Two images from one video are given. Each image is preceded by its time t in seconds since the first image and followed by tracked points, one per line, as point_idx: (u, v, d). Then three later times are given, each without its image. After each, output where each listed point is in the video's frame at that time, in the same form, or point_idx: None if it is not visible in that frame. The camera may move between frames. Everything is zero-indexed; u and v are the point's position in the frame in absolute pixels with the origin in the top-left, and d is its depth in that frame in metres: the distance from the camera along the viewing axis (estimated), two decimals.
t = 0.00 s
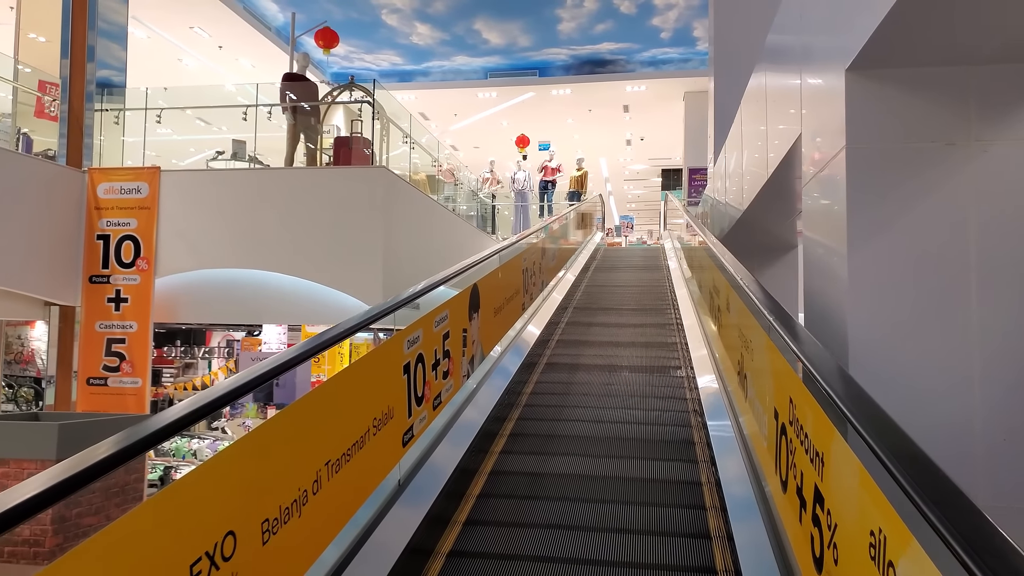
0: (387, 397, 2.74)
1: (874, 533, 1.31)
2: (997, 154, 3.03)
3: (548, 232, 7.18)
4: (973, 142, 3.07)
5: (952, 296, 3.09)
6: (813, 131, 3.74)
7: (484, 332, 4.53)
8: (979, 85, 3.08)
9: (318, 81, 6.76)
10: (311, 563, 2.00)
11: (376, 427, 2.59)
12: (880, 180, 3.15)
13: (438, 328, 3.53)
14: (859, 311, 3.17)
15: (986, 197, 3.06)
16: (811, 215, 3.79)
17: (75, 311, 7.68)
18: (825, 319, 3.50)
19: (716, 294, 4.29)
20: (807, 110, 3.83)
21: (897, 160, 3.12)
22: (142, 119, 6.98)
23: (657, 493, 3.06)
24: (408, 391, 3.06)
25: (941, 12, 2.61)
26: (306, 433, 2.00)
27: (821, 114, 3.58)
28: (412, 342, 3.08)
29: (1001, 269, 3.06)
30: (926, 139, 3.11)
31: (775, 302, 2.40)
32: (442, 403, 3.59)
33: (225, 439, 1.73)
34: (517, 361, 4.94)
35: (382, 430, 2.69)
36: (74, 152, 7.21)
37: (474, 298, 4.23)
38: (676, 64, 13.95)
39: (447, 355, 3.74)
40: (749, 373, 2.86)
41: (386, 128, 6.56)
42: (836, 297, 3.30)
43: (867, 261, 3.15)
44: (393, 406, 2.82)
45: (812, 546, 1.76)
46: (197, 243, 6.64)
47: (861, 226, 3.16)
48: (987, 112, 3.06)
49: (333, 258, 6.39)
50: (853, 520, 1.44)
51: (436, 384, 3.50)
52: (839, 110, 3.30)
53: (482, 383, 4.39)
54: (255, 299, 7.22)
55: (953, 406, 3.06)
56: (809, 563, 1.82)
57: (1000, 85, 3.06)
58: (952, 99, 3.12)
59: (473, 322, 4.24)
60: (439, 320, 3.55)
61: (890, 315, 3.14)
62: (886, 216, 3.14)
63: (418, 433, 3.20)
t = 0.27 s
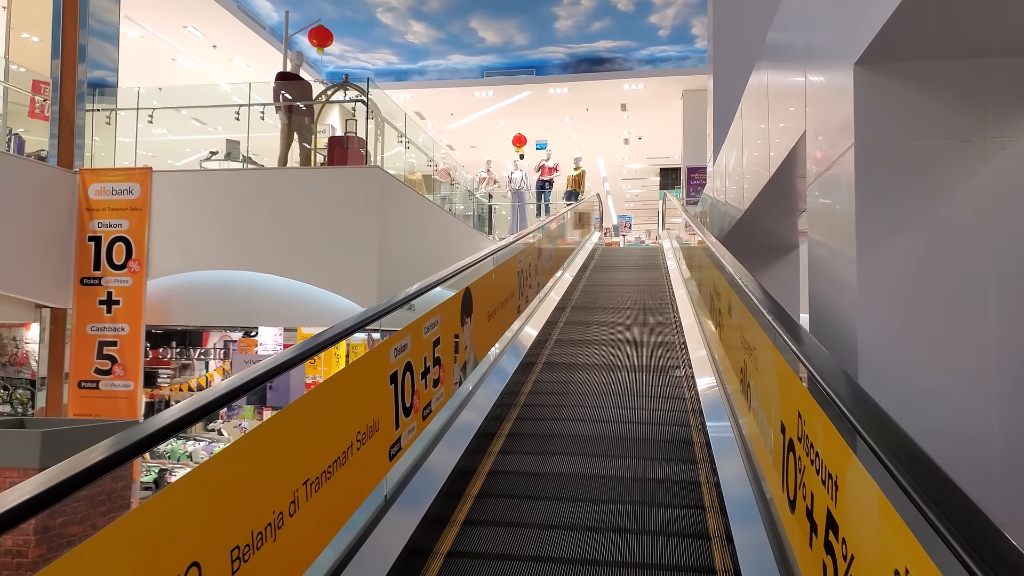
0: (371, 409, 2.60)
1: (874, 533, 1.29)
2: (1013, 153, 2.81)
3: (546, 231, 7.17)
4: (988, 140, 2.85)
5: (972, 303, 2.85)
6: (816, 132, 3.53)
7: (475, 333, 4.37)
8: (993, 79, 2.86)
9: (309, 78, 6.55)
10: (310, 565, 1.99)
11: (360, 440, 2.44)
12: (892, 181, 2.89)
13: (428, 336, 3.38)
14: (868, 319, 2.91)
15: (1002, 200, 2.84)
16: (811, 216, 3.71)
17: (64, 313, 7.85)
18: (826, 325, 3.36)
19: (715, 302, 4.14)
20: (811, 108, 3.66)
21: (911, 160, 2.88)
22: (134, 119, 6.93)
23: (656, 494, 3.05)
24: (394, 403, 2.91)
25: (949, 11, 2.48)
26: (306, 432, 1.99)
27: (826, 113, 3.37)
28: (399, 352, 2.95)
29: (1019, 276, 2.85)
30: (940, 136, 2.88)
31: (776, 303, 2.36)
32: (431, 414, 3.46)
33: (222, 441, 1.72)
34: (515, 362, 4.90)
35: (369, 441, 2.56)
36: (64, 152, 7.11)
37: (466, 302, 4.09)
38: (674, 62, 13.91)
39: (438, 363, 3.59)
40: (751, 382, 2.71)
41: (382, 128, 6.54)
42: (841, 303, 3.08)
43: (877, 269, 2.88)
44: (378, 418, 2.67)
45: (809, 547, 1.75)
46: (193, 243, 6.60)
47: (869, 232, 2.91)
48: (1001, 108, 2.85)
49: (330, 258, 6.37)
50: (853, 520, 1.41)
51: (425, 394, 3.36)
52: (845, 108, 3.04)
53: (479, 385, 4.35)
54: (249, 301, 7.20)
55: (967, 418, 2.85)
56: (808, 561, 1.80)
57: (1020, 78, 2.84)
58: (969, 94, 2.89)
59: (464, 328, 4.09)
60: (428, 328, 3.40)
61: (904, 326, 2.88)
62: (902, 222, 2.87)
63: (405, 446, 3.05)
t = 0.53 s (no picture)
0: (355, 423, 2.43)
1: (872, 537, 1.29)
2: None
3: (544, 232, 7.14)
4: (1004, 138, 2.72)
5: (988, 309, 2.72)
6: (820, 131, 3.42)
7: (469, 338, 4.20)
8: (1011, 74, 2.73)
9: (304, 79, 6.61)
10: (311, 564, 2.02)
11: (340, 457, 2.25)
12: (904, 181, 2.77)
13: (418, 343, 3.23)
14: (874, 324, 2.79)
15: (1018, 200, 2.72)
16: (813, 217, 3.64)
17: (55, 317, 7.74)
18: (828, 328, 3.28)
19: (717, 307, 4.02)
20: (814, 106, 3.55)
21: (923, 159, 2.75)
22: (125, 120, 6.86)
23: (654, 494, 3.06)
24: (380, 418, 2.72)
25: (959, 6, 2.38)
26: (302, 435, 2.01)
27: (830, 111, 3.26)
28: (384, 360, 2.78)
29: None
30: (954, 134, 2.75)
31: (777, 305, 2.33)
32: (421, 424, 3.28)
33: (216, 444, 1.72)
34: (514, 364, 4.86)
35: (351, 459, 2.38)
36: (52, 153, 7.10)
37: (460, 307, 3.95)
38: (673, 62, 13.87)
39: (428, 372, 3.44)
40: (754, 391, 2.57)
41: (376, 128, 6.51)
42: (846, 308, 2.97)
43: (886, 273, 2.76)
44: (361, 433, 2.48)
45: (805, 546, 1.75)
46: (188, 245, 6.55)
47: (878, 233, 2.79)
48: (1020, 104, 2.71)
49: (326, 260, 6.32)
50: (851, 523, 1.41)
51: (415, 405, 3.17)
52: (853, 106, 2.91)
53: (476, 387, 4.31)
54: (244, 303, 7.17)
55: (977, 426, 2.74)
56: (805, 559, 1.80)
57: None
58: (985, 90, 2.75)
59: (458, 333, 3.94)
60: (418, 335, 3.23)
61: (916, 333, 2.76)
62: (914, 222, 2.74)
63: (393, 460, 2.86)
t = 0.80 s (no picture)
0: (341, 434, 2.30)
1: (876, 552, 1.26)
2: None
3: (542, 233, 7.11)
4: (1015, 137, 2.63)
5: (1002, 316, 2.62)
6: (825, 131, 3.33)
7: (459, 345, 4.03)
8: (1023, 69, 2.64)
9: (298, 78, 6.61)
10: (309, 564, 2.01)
11: (322, 474, 2.12)
12: (914, 182, 2.66)
13: (407, 352, 3.10)
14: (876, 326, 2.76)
15: None
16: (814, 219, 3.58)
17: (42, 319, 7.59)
18: (831, 332, 3.21)
19: (717, 314, 3.90)
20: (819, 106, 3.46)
21: (934, 160, 2.65)
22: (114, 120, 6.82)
23: (651, 493, 3.05)
24: (366, 430, 2.59)
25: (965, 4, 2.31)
26: (299, 434, 1.97)
27: (835, 111, 3.17)
28: (368, 371, 2.64)
29: None
30: (967, 134, 2.65)
31: (779, 311, 2.28)
32: (409, 437, 3.14)
33: (209, 446, 1.72)
34: (510, 365, 4.82)
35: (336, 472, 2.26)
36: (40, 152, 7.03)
37: (451, 314, 3.82)
38: (671, 62, 13.85)
39: (417, 381, 3.30)
40: (756, 403, 2.46)
41: (371, 128, 6.48)
42: (851, 313, 2.89)
43: (896, 276, 2.66)
44: (343, 449, 2.32)
45: (805, 554, 1.73)
46: (180, 246, 6.44)
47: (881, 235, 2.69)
48: None
49: (320, 261, 6.25)
50: (854, 537, 1.38)
51: (402, 417, 3.03)
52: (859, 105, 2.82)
53: (473, 389, 4.27)
54: (236, 305, 7.18)
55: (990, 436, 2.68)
56: (804, 564, 1.78)
57: None
58: (998, 88, 2.65)
59: (448, 341, 3.80)
60: (405, 344, 3.09)
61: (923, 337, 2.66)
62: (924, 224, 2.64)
63: (377, 476, 2.74)
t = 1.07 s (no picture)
0: (314, 453, 2.21)
1: (876, 565, 1.23)
2: None
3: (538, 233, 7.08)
4: None
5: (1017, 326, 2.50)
6: (830, 133, 3.22)
7: (448, 352, 3.88)
8: None
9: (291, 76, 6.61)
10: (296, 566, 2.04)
11: (292, 497, 2.04)
12: (927, 185, 2.54)
13: (392, 360, 2.97)
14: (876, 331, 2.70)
15: None
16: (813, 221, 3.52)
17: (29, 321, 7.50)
18: (830, 337, 3.15)
19: (716, 321, 3.79)
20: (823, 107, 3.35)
21: (950, 158, 2.52)
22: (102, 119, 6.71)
23: (647, 494, 3.04)
24: (343, 445, 2.48)
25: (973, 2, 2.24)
26: (284, 436, 2.01)
27: (840, 111, 3.06)
28: (347, 384, 2.48)
29: None
30: (983, 133, 2.52)
31: (779, 317, 2.23)
32: (392, 451, 2.99)
33: (202, 448, 1.72)
34: (506, 366, 4.78)
35: (307, 494, 2.16)
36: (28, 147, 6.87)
37: (440, 321, 3.67)
38: (668, 61, 13.82)
39: (403, 394, 3.15)
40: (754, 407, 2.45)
41: (363, 126, 6.51)
42: (854, 318, 2.81)
43: (907, 285, 2.53)
44: (320, 466, 2.25)
45: (803, 560, 1.71)
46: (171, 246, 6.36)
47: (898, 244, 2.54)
48: None
49: (313, 261, 6.19)
50: (854, 548, 1.35)
51: (384, 430, 2.89)
52: (867, 104, 2.71)
53: (468, 391, 4.24)
54: (225, 307, 7.20)
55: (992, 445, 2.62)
56: None
57: None
58: (1015, 87, 2.51)
59: (437, 348, 3.65)
60: (388, 354, 2.93)
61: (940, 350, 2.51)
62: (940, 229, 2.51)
63: (357, 494, 2.61)
